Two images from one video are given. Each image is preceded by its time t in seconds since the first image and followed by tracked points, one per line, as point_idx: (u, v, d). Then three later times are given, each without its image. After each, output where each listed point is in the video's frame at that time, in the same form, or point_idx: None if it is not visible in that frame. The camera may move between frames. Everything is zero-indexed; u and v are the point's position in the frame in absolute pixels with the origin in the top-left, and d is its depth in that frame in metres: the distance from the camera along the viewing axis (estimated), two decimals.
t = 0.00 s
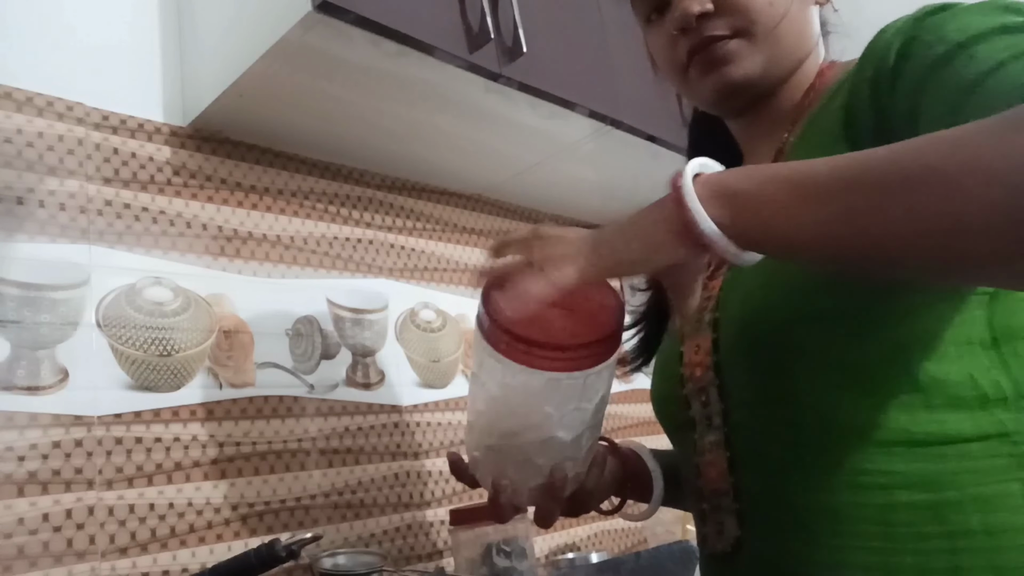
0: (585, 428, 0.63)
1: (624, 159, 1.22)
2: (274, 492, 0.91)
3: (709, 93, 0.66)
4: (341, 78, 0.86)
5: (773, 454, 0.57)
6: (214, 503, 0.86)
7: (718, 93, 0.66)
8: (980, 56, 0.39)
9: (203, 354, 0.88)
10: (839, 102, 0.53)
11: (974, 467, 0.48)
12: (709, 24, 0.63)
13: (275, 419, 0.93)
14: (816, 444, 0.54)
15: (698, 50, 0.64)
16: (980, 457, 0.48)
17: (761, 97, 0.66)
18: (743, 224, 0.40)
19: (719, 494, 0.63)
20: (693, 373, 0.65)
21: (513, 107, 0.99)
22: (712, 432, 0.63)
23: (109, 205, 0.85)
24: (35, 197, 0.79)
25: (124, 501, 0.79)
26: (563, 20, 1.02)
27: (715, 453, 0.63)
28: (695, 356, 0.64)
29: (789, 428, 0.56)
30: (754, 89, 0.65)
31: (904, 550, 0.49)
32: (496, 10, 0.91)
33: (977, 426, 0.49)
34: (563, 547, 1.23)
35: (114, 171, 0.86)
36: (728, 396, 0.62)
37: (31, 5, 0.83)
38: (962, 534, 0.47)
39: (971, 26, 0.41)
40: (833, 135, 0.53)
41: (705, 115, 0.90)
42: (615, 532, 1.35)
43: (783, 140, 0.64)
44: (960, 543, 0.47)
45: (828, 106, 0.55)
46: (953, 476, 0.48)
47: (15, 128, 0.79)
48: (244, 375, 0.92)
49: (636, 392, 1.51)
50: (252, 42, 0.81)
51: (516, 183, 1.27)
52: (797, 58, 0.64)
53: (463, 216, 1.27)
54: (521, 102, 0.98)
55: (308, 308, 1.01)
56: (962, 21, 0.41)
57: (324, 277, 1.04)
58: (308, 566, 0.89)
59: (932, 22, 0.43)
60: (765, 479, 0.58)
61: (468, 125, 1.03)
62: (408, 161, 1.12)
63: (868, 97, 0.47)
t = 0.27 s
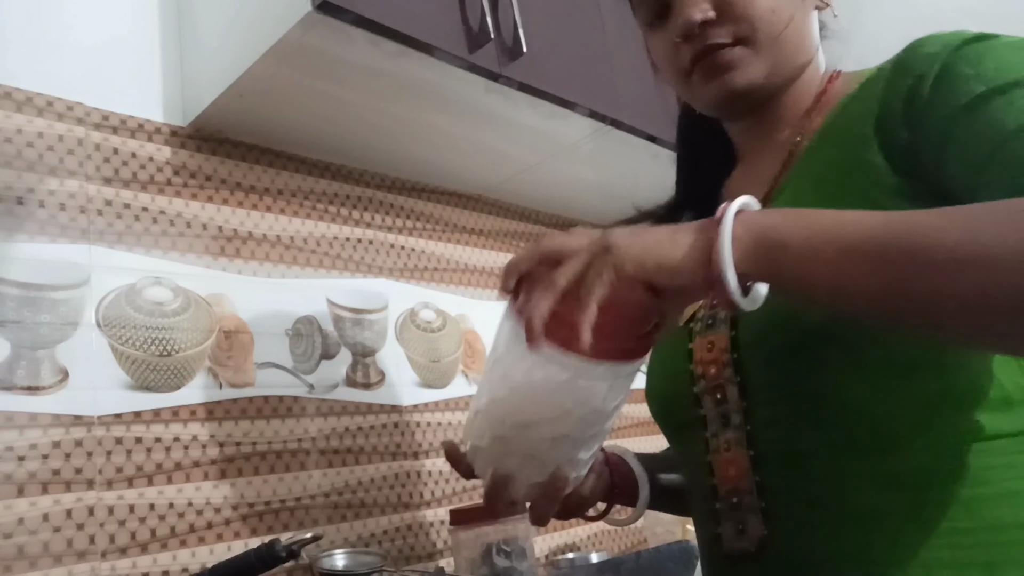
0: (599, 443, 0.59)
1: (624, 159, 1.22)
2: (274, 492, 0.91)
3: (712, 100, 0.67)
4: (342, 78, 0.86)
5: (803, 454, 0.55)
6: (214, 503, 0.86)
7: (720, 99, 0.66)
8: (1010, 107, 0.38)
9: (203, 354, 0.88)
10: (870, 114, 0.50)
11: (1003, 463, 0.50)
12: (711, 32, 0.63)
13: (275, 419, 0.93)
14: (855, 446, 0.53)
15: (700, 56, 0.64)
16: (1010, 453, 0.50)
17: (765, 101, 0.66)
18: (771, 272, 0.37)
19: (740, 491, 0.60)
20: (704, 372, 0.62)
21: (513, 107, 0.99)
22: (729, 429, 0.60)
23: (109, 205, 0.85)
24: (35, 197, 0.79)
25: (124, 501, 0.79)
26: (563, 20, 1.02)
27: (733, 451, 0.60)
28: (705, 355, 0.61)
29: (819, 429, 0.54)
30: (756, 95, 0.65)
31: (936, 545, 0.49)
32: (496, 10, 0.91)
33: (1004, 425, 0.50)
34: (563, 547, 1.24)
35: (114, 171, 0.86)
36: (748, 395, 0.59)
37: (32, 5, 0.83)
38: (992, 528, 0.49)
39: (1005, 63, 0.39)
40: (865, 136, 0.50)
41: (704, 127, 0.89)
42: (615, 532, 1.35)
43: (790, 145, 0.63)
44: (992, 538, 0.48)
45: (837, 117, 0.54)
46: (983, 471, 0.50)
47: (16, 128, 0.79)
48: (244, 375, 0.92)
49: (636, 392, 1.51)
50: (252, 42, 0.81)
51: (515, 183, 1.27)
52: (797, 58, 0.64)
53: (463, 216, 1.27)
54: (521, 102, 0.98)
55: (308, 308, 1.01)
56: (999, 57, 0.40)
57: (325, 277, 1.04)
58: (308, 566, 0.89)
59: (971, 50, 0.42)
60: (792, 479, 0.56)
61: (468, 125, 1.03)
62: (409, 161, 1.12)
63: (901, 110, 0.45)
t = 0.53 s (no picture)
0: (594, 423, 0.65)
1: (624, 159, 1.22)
2: (274, 492, 0.91)
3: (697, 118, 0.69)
4: (342, 78, 0.86)
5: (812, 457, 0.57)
6: (214, 503, 0.86)
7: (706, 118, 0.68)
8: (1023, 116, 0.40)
9: (203, 354, 0.88)
10: (882, 116, 0.53)
11: (1002, 465, 0.52)
12: (682, 59, 0.65)
13: (274, 419, 0.93)
14: (869, 445, 0.54)
15: (678, 81, 0.67)
16: (1006, 456, 0.52)
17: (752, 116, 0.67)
18: (831, 197, 0.37)
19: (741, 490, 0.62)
20: (709, 373, 0.64)
21: (513, 107, 0.99)
22: (734, 428, 0.63)
23: (109, 205, 0.85)
24: (35, 197, 0.79)
25: (124, 501, 0.79)
26: (563, 20, 1.02)
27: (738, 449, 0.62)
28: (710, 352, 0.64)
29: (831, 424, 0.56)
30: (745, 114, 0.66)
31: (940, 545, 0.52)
32: (496, 10, 0.91)
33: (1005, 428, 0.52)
34: (563, 547, 1.24)
35: (114, 170, 0.86)
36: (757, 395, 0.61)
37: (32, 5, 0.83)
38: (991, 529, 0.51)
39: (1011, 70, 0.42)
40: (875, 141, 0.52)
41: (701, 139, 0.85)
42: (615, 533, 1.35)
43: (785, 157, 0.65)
44: (988, 537, 0.51)
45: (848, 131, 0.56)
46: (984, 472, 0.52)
47: (16, 128, 0.79)
48: (244, 375, 0.92)
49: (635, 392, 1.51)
50: (252, 42, 0.81)
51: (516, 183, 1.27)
52: (796, 59, 0.64)
53: (463, 216, 1.27)
54: (521, 102, 0.98)
55: (308, 309, 1.01)
56: (1009, 65, 0.43)
57: (324, 277, 1.04)
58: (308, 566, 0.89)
59: (983, 59, 0.44)
60: (801, 479, 0.58)
61: (469, 125, 1.03)
62: (409, 161, 1.12)
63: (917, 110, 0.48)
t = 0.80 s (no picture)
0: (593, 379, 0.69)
1: (624, 159, 1.22)
2: (274, 492, 0.91)
3: (685, 128, 0.67)
4: (342, 78, 0.86)
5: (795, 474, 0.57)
6: (214, 503, 0.86)
7: (695, 127, 0.67)
8: (986, 186, 0.45)
9: (203, 354, 0.88)
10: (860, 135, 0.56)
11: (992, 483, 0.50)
12: (671, 72, 0.63)
13: (274, 419, 0.93)
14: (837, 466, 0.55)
15: (666, 94, 0.65)
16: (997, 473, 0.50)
17: (741, 125, 0.66)
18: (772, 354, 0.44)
19: (726, 499, 0.62)
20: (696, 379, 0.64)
21: (513, 108, 0.99)
22: (718, 438, 0.63)
23: (109, 205, 0.85)
24: (35, 197, 0.79)
25: (124, 501, 0.79)
26: (563, 19, 1.02)
27: (721, 460, 0.62)
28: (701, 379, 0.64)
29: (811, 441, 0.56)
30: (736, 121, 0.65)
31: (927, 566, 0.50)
32: (496, 10, 0.91)
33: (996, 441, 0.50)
34: (563, 547, 1.24)
35: (114, 171, 0.86)
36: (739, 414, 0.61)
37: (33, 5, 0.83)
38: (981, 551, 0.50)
39: (991, 131, 0.47)
40: (855, 164, 0.55)
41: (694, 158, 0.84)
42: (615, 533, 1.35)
43: (779, 167, 0.64)
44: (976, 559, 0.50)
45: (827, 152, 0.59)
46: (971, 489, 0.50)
47: (16, 128, 0.79)
48: (244, 375, 0.92)
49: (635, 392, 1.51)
50: (252, 42, 0.81)
51: (515, 182, 1.27)
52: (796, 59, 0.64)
53: (463, 216, 1.27)
54: (521, 102, 0.98)
55: (308, 308, 1.01)
56: (977, 123, 0.48)
57: (324, 276, 1.04)
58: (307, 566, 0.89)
59: (955, 109, 0.49)
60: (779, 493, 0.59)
61: (468, 126, 1.03)
62: (409, 161, 1.12)
63: (894, 146, 0.53)
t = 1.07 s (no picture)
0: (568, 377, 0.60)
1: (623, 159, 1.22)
2: (274, 492, 0.91)
3: (668, 138, 0.69)
4: (343, 79, 0.86)
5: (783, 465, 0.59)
6: (214, 503, 0.86)
7: (677, 138, 0.68)
8: (942, 166, 0.46)
9: (203, 354, 0.88)
10: (835, 123, 0.56)
11: (966, 467, 0.53)
12: (651, 85, 0.64)
13: (274, 419, 0.93)
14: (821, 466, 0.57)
15: (647, 106, 0.66)
16: (973, 458, 0.53)
17: (723, 134, 0.67)
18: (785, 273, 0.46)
19: (721, 497, 0.64)
20: (686, 385, 0.67)
21: (513, 107, 0.99)
22: (709, 438, 0.65)
23: (109, 205, 0.85)
24: (35, 197, 0.79)
25: (124, 501, 0.79)
26: (563, 20, 1.02)
27: (714, 459, 0.65)
28: (689, 366, 0.66)
29: (796, 432, 0.58)
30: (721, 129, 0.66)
31: (911, 544, 0.52)
32: (496, 10, 0.91)
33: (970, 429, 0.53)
34: (563, 547, 1.24)
35: (114, 171, 0.86)
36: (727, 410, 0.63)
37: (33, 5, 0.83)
38: (961, 530, 0.52)
39: (947, 115, 0.48)
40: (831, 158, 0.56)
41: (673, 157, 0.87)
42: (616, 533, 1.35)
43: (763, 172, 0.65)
44: (957, 537, 0.52)
45: (809, 150, 0.59)
46: (949, 474, 0.53)
47: (16, 128, 0.79)
48: (244, 375, 0.92)
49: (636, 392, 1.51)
50: (252, 42, 0.81)
51: (516, 183, 1.27)
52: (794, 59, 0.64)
53: (463, 216, 1.27)
54: (521, 102, 0.98)
55: (308, 308, 1.01)
56: (934, 108, 0.49)
57: (324, 277, 1.04)
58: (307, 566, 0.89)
59: (917, 96, 0.50)
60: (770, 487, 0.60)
61: (468, 125, 1.03)
62: (409, 161, 1.12)
63: (864, 133, 0.53)
